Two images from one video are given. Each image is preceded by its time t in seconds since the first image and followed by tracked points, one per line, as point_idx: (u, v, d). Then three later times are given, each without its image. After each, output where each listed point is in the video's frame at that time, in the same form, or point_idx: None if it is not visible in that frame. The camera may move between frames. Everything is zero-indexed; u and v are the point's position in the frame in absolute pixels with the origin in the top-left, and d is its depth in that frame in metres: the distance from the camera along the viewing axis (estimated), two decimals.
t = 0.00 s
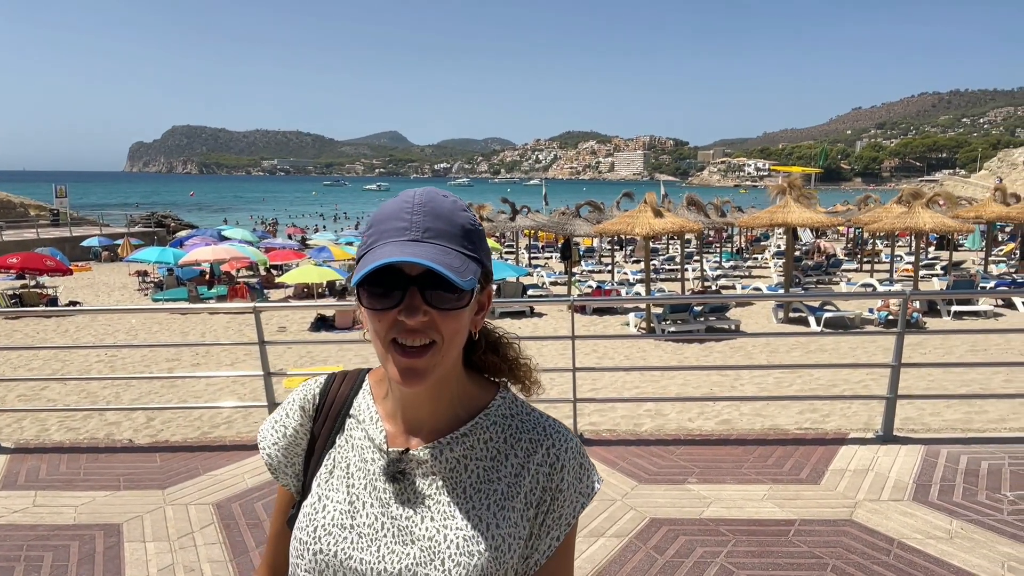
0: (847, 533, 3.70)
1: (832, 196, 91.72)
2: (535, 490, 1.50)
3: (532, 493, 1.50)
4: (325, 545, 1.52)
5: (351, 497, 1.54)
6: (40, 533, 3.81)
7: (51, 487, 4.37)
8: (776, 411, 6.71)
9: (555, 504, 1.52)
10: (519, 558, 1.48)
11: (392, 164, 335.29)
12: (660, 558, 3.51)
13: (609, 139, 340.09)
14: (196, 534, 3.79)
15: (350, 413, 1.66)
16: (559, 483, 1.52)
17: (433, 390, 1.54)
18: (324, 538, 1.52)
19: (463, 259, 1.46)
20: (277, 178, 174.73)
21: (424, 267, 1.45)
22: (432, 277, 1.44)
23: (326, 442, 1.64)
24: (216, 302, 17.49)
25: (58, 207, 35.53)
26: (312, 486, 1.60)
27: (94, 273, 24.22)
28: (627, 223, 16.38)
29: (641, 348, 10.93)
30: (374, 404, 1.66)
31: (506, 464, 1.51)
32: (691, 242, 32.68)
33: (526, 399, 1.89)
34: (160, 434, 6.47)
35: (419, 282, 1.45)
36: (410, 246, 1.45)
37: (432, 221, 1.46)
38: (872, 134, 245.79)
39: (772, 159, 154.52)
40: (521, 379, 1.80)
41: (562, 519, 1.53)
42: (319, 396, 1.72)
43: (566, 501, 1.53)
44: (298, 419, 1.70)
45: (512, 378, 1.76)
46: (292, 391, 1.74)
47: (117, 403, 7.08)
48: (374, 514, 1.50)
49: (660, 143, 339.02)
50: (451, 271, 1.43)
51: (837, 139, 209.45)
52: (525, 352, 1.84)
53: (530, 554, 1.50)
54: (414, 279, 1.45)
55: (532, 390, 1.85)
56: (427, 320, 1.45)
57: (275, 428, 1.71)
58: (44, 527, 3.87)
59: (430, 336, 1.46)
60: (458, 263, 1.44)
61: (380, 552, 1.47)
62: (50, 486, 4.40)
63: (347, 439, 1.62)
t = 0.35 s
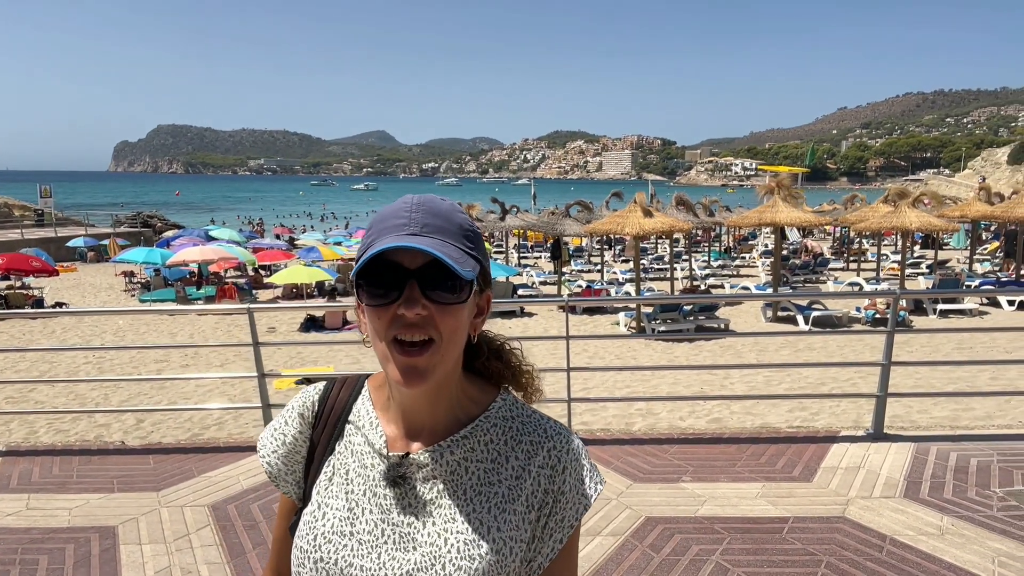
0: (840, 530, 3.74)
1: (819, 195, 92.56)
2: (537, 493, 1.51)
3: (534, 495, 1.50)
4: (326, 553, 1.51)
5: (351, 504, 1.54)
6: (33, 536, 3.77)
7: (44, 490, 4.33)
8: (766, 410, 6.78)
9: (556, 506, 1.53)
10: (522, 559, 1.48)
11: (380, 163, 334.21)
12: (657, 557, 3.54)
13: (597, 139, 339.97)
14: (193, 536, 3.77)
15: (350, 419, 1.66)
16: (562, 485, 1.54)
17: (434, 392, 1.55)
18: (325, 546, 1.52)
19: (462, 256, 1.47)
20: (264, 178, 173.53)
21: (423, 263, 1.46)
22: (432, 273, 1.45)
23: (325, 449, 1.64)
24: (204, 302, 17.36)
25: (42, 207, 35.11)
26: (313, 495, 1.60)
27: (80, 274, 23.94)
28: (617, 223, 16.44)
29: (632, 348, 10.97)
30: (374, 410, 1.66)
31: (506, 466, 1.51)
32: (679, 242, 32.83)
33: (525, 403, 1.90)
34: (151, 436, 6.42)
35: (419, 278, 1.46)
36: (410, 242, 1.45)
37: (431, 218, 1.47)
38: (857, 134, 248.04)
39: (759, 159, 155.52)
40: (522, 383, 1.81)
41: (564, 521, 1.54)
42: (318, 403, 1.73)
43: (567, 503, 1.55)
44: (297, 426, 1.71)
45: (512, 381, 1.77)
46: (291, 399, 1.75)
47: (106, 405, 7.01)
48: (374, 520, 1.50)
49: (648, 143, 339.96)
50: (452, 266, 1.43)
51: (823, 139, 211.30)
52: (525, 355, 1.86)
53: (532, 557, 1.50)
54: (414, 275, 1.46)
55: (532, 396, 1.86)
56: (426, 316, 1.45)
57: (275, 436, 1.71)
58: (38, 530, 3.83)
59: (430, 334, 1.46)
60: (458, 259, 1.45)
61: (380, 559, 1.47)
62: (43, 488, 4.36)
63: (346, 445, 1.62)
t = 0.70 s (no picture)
0: (836, 521, 3.79)
1: (810, 194, 93.00)
2: (541, 488, 1.53)
3: (538, 490, 1.52)
4: (328, 546, 1.53)
5: (353, 497, 1.56)
6: (37, 533, 3.76)
7: (47, 486, 4.32)
8: (760, 405, 6.83)
9: (561, 502, 1.55)
10: (525, 555, 1.50)
11: (372, 162, 333.19)
12: (657, 548, 3.57)
13: (589, 138, 340.32)
14: (197, 531, 3.77)
15: (354, 414, 1.69)
16: (567, 480, 1.55)
17: (441, 389, 1.57)
18: (327, 539, 1.54)
19: (471, 258, 1.49)
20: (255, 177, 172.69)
21: (432, 265, 1.47)
22: (440, 275, 1.47)
23: (330, 444, 1.67)
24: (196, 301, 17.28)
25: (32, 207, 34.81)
26: (317, 487, 1.63)
27: (71, 273, 23.77)
28: (611, 222, 16.49)
29: (626, 345, 11.02)
30: (378, 403, 1.69)
31: (512, 461, 1.53)
32: (672, 240, 32.93)
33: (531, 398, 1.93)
34: (147, 434, 6.40)
35: (426, 281, 1.47)
36: (419, 245, 1.47)
37: (441, 220, 1.48)
38: (847, 133, 249.38)
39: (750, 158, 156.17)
40: (527, 379, 1.83)
41: (570, 517, 1.56)
42: (324, 398, 1.76)
43: (573, 499, 1.56)
44: (303, 421, 1.74)
45: (517, 377, 1.80)
46: (298, 393, 1.78)
47: (102, 404, 6.98)
48: (376, 513, 1.52)
49: (639, 142, 340.70)
50: (458, 270, 1.45)
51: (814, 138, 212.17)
52: (529, 351, 1.89)
53: (535, 552, 1.52)
54: (421, 277, 1.47)
55: (537, 390, 1.88)
56: (434, 319, 1.47)
57: (280, 430, 1.75)
58: (42, 527, 3.83)
59: (437, 335, 1.48)
60: (466, 262, 1.47)
61: (382, 551, 1.49)
62: (46, 485, 4.35)
63: (350, 439, 1.64)
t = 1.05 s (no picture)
0: (831, 512, 3.84)
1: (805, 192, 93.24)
2: (534, 491, 1.54)
3: (530, 493, 1.53)
4: (320, 543, 1.57)
5: (347, 494, 1.59)
6: (46, 526, 3.78)
7: (54, 482, 4.35)
8: (755, 401, 6.89)
9: (555, 507, 1.56)
10: (516, 558, 1.51)
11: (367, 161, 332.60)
12: (657, 539, 3.62)
13: (585, 137, 340.24)
14: (205, 524, 3.79)
15: (352, 413, 1.72)
16: (561, 485, 1.57)
17: (436, 389, 1.59)
18: (319, 536, 1.58)
19: (469, 258, 1.51)
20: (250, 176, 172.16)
21: (431, 264, 1.50)
22: (438, 274, 1.50)
23: (327, 442, 1.71)
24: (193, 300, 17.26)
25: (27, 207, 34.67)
26: (312, 485, 1.67)
27: (67, 272, 23.69)
28: (607, 220, 16.53)
29: (623, 342, 11.06)
30: (374, 403, 1.72)
31: (505, 463, 1.55)
32: (667, 238, 32.98)
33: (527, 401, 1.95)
34: (147, 432, 6.41)
35: (426, 279, 1.50)
36: (418, 243, 1.49)
37: (440, 220, 1.51)
38: (842, 131, 250.03)
39: (745, 156, 156.44)
40: (522, 381, 1.86)
41: (563, 522, 1.57)
42: (322, 397, 1.81)
43: (566, 503, 1.58)
44: (301, 419, 1.79)
45: (513, 379, 1.82)
46: (296, 392, 1.83)
47: (102, 401, 6.99)
48: (369, 512, 1.56)
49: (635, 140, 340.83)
50: (458, 269, 1.48)
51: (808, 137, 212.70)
52: (527, 356, 1.91)
53: (527, 555, 1.54)
54: (420, 276, 1.50)
55: (532, 393, 1.90)
56: (431, 318, 1.50)
57: (279, 427, 1.80)
58: (51, 521, 3.85)
59: (433, 335, 1.51)
60: (465, 261, 1.49)
61: (373, 549, 1.52)
62: (54, 480, 4.37)
63: (346, 438, 1.68)
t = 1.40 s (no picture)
0: (829, 506, 3.87)
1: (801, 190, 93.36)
2: (527, 492, 1.57)
3: (524, 494, 1.56)
4: (311, 544, 1.58)
5: (339, 496, 1.60)
6: (55, 522, 3.81)
7: (62, 478, 4.37)
8: (753, 398, 6.93)
9: (549, 508, 1.60)
10: (510, 558, 1.53)
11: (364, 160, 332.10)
12: (658, 532, 3.65)
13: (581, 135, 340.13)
14: (213, 519, 3.82)
15: (343, 415, 1.74)
16: (554, 486, 1.60)
17: (428, 390, 1.61)
18: (310, 537, 1.59)
19: (462, 259, 1.54)
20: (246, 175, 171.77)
21: (424, 264, 1.53)
22: (431, 275, 1.52)
23: (317, 444, 1.72)
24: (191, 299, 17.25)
25: (24, 206, 34.55)
26: (303, 487, 1.67)
27: (64, 272, 23.61)
28: (605, 219, 16.55)
29: (621, 340, 11.09)
30: (366, 404, 1.74)
31: (498, 465, 1.57)
32: (664, 237, 33.02)
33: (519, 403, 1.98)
34: (150, 430, 6.43)
35: (418, 279, 1.52)
36: (411, 243, 1.52)
37: (433, 220, 1.54)
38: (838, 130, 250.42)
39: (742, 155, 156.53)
40: (513, 384, 1.89)
41: (557, 523, 1.61)
42: (313, 398, 1.82)
43: (561, 504, 1.61)
44: (292, 420, 1.80)
45: (506, 381, 1.85)
46: (288, 393, 1.84)
47: (103, 400, 6.99)
48: (361, 513, 1.57)
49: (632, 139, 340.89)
50: (451, 269, 1.50)
51: (804, 135, 213.09)
52: (519, 358, 1.95)
53: (521, 556, 1.56)
54: (413, 277, 1.52)
55: (523, 395, 1.93)
56: (424, 318, 1.52)
57: (270, 428, 1.80)
58: (60, 516, 3.87)
59: (426, 335, 1.53)
60: (458, 261, 1.52)
61: (365, 550, 1.53)
62: (62, 477, 4.39)
63: (337, 440, 1.69)
